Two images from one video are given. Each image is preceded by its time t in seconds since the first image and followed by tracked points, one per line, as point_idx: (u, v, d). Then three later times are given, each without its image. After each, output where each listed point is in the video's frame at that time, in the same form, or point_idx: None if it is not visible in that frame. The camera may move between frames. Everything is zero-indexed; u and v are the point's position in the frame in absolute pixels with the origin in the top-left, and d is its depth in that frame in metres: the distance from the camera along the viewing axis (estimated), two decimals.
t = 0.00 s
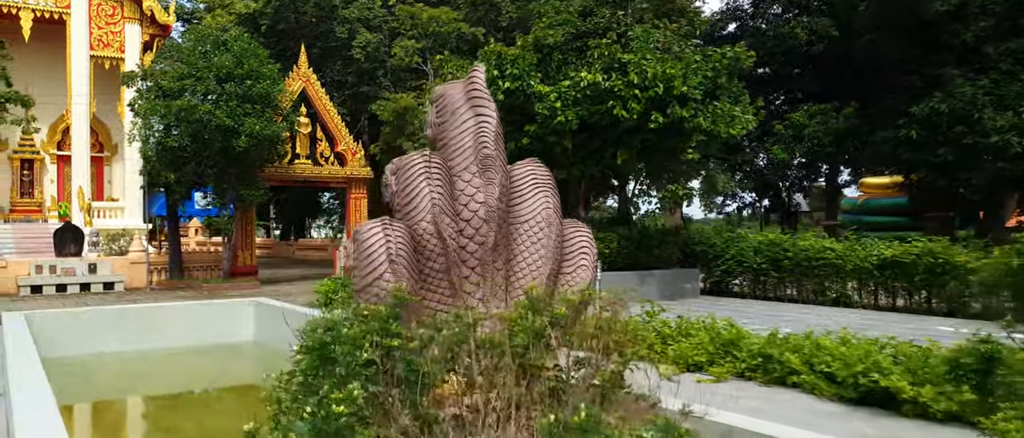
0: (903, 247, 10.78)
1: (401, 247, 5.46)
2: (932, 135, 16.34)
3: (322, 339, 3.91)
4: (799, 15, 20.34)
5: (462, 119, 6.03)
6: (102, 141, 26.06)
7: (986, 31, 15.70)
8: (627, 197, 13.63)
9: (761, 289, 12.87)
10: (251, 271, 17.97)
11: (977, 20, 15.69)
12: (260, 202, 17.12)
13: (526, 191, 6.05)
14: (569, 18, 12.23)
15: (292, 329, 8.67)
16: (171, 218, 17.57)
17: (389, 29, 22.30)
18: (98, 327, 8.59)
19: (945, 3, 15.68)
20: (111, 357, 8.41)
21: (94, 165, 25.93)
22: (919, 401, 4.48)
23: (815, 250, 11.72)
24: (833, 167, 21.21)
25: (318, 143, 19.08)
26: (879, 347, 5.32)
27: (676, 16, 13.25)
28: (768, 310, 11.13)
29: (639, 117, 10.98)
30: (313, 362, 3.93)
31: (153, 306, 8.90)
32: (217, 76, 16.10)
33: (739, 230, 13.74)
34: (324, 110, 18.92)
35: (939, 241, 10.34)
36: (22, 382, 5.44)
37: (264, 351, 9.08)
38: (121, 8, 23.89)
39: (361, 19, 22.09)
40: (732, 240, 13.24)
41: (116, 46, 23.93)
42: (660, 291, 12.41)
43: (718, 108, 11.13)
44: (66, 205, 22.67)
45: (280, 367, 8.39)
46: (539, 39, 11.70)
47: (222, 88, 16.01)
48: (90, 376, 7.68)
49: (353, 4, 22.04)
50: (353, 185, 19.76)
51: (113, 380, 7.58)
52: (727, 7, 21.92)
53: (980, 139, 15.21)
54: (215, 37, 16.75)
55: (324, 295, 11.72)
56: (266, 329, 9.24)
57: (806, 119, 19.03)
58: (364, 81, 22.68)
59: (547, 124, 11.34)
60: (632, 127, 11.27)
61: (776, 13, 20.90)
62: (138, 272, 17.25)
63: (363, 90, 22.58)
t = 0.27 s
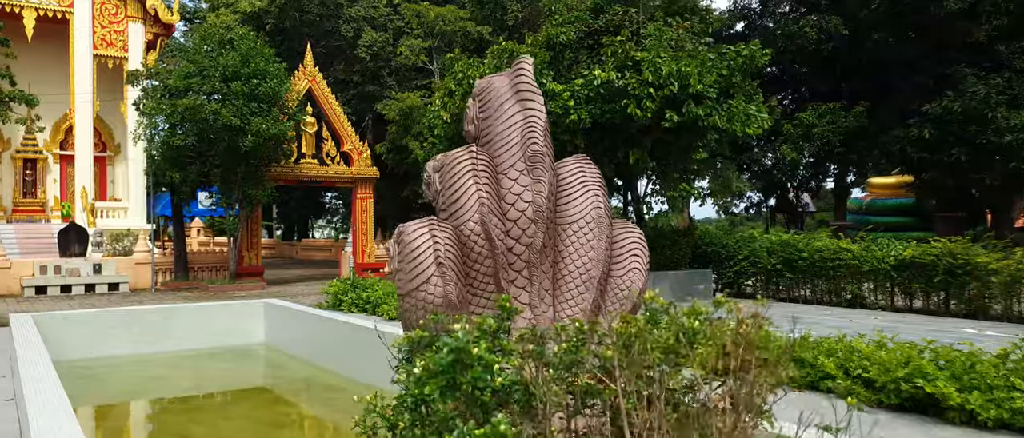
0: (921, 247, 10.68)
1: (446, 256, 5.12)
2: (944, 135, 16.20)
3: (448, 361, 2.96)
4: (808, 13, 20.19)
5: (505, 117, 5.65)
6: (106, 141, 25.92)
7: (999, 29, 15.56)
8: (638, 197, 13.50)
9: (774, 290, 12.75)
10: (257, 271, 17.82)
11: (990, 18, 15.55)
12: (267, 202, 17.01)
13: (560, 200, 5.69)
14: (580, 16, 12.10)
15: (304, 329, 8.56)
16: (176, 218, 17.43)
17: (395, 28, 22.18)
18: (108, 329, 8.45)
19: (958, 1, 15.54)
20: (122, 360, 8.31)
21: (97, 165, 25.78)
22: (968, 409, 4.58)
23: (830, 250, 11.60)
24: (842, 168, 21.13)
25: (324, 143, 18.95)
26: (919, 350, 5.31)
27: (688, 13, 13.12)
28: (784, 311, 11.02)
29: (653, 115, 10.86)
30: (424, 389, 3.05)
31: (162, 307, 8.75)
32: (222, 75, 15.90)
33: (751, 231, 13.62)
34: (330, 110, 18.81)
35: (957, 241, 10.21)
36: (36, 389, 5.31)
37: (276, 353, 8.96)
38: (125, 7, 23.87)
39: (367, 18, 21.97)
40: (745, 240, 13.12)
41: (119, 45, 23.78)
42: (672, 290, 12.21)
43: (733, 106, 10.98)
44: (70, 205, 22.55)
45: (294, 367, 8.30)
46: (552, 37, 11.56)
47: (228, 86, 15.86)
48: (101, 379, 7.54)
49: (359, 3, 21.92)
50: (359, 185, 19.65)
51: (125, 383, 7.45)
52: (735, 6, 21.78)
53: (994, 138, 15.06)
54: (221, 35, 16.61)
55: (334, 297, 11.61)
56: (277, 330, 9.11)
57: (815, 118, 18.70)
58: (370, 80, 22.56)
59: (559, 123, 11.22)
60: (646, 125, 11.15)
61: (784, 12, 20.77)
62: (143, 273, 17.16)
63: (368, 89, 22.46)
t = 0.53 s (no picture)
0: (938, 247, 10.53)
1: (492, 253, 4.32)
2: (956, 133, 16.03)
3: (611, 377, 2.54)
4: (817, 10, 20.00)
5: (549, 89, 4.79)
6: (108, 140, 25.73)
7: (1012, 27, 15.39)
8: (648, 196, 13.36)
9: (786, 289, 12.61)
10: (261, 271, 17.67)
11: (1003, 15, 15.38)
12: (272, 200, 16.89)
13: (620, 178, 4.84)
14: (590, 12, 11.92)
15: (311, 329, 8.44)
16: (180, 217, 17.29)
17: (399, 26, 22.02)
18: (113, 329, 8.31)
19: None
20: (128, 360, 8.17)
21: (100, 164, 25.60)
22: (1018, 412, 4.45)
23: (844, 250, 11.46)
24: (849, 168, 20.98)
25: (329, 141, 18.80)
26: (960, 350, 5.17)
27: (699, 9, 12.95)
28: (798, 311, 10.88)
29: (666, 112, 10.70)
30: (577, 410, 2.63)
31: (169, 307, 8.60)
32: (227, 72, 15.68)
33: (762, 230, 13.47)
34: (335, 108, 18.66)
35: (975, 240, 10.05)
36: (47, 391, 5.17)
37: (284, 353, 8.83)
38: (127, 5, 23.70)
39: (371, 15, 21.81)
40: (757, 239, 12.97)
41: (121, 43, 23.61)
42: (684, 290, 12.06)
43: (748, 103, 10.81)
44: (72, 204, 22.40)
45: (302, 367, 8.17)
46: (563, 32, 11.37)
47: (233, 84, 15.66)
48: (109, 379, 7.40)
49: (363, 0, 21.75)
50: (364, 184, 19.51)
51: (133, 383, 7.32)
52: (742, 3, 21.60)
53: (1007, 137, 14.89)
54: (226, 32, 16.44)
55: (341, 296, 11.47)
56: (285, 330, 8.98)
57: (824, 117, 18.46)
58: (374, 78, 22.41)
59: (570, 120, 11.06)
60: (659, 122, 10.99)
61: (793, 10, 20.60)
62: (147, 273, 17.03)
63: (373, 87, 22.30)
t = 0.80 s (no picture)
0: (956, 248, 10.29)
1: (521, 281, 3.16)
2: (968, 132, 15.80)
3: None
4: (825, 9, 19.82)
5: (600, 66, 3.70)
6: (109, 140, 25.53)
7: None
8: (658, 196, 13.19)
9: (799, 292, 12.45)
10: (266, 271, 17.50)
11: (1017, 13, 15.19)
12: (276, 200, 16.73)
13: (689, 178, 3.80)
14: (601, 9, 11.74)
15: (320, 331, 8.26)
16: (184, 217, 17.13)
17: (403, 24, 21.86)
18: (119, 332, 8.13)
19: None
20: (135, 364, 8.00)
21: (101, 164, 25.40)
22: None
23: (858, 251, 11.27)
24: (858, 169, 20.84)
25: (333, 141, 18.63)
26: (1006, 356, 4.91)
27: (710, 7, 12.78)
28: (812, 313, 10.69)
29: (679, 110, 10.53)
30: None
31: (176, 309, 8.42)
32: (231, 71, 15.53)
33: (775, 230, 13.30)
34: (338, 107, 18.50)
35: (994, 242, 9.84)
36: (52, 397, 5.00)
37: (292, 356, 8.65)
38: (128, 3, 23.49)
39: (375, 14, 21.65)
40: (769, 241, 12.81)
41: (123, 42, 23.40)
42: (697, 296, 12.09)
43: (763, 101, 10.62)
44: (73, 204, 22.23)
45: (311, 371, 7.99)
46: (574, 29, 11.19)
47: (236, 83, 15.49)
48: (115, 384, 7.22)
49: None
50: (368, 184, 19.35)
51: (140, 388, 7.13)
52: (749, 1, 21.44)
53: (1020, 136, 14.66)
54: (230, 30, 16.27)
55: (348, 298, 11.32)
56: (293, 332, 8.80)
57: (833, 116, 18.23)
58: (378, 77, 22.25)
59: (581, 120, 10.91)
60: (671, 120, 10.83)
61: (800, 8, 20.43)
62: (150, 273, 16.87)
63: (377, 87, 22.14)
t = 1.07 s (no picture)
0: (977, 247, 10.01)
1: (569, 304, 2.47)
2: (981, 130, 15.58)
3: None
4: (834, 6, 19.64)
5: (661, 42, 2.94)
6: (111, 138, 25.36)
7: None
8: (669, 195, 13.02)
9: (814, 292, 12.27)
10: (270, 271, 17.33)
11: None
12: (281, 199, 16.56)
13: (760, 163, 3.06)
14: (612, 5, 11.54)
15: (329, 331, 8.06)
16: (187, 217, 16.96)
17: (409, 22, 21.70)
18: (126, 332, 7.96)
19: None
20: (141, 366, 7.84)
21: (103, 163, 25.23)
22: None
23: (876, 251, 11.09)
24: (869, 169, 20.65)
25: (338, 139, 18.46)
26: None
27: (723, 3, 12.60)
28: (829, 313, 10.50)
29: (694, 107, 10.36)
30: None
31: (182, 309, 8.25)
32: (235, 68, 15.38)
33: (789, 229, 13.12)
34: (344, 105, 18.33)
35: (1016, 241, 9.62)
36: (60, 399, 4.84)
37: (301, 357, 8.47)
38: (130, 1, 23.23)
39: (380, 11, 21.48)
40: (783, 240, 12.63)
41: (125, 41, 23.17)
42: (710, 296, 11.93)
43: (779, 98, 10.41)
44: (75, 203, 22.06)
45: (320, 371, 7.80)
46: (586, 25, 11.02)
47: (241, 80, 15.33)
48: (121, 386, 7.05)
49: None
50: (373, 183, 19.18)
51: (147, 390, 6.96)
52: None
53: None
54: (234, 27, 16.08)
55: (357, 298, 11.15)
56: (302, 333, 8.63)
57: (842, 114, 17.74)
58: (383, 75, 22.08)
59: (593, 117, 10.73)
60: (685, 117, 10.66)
61: (809, 6, 20.23)
62: (153, 273, 16.72)
63: (381, 85, 21.97)
